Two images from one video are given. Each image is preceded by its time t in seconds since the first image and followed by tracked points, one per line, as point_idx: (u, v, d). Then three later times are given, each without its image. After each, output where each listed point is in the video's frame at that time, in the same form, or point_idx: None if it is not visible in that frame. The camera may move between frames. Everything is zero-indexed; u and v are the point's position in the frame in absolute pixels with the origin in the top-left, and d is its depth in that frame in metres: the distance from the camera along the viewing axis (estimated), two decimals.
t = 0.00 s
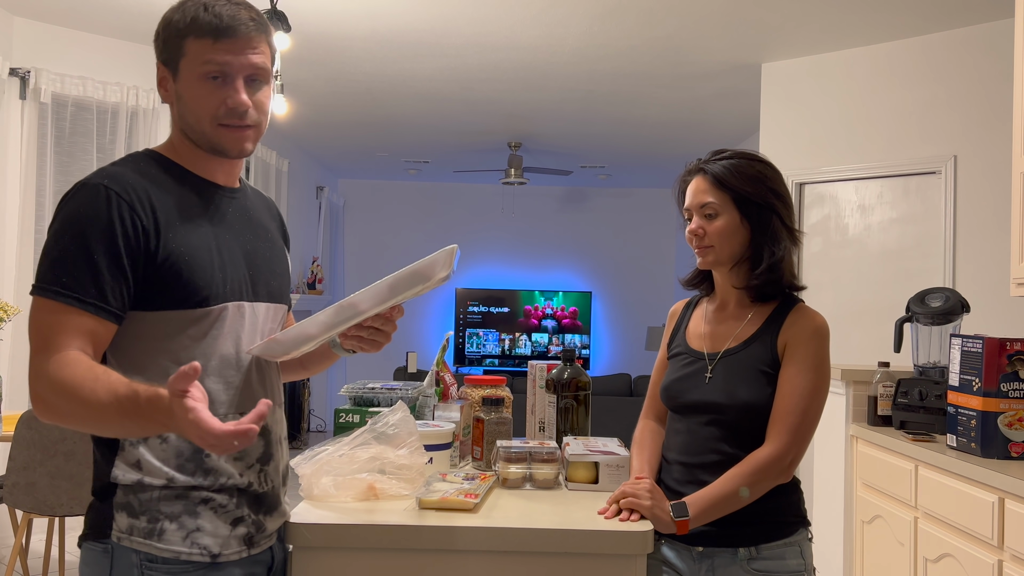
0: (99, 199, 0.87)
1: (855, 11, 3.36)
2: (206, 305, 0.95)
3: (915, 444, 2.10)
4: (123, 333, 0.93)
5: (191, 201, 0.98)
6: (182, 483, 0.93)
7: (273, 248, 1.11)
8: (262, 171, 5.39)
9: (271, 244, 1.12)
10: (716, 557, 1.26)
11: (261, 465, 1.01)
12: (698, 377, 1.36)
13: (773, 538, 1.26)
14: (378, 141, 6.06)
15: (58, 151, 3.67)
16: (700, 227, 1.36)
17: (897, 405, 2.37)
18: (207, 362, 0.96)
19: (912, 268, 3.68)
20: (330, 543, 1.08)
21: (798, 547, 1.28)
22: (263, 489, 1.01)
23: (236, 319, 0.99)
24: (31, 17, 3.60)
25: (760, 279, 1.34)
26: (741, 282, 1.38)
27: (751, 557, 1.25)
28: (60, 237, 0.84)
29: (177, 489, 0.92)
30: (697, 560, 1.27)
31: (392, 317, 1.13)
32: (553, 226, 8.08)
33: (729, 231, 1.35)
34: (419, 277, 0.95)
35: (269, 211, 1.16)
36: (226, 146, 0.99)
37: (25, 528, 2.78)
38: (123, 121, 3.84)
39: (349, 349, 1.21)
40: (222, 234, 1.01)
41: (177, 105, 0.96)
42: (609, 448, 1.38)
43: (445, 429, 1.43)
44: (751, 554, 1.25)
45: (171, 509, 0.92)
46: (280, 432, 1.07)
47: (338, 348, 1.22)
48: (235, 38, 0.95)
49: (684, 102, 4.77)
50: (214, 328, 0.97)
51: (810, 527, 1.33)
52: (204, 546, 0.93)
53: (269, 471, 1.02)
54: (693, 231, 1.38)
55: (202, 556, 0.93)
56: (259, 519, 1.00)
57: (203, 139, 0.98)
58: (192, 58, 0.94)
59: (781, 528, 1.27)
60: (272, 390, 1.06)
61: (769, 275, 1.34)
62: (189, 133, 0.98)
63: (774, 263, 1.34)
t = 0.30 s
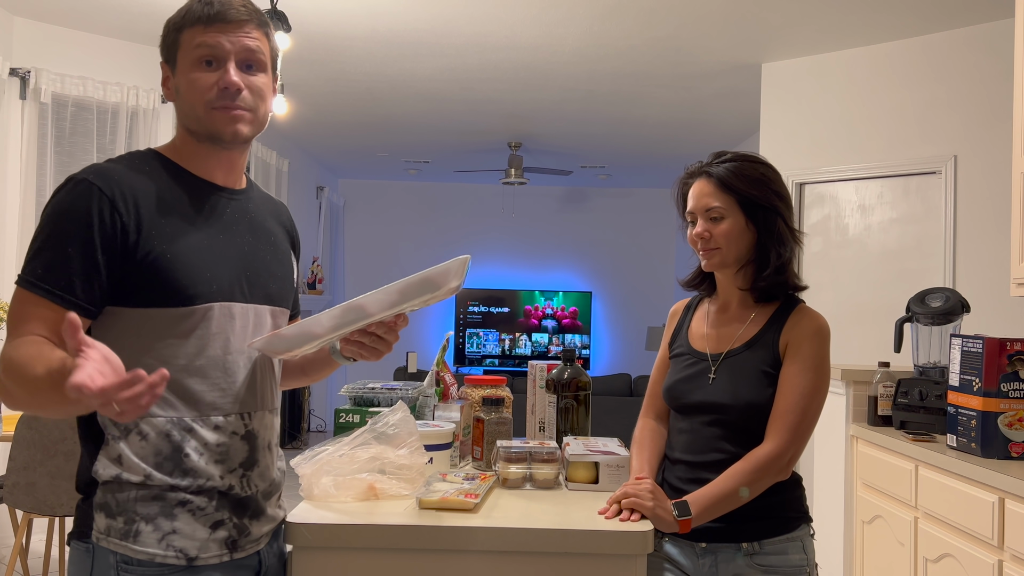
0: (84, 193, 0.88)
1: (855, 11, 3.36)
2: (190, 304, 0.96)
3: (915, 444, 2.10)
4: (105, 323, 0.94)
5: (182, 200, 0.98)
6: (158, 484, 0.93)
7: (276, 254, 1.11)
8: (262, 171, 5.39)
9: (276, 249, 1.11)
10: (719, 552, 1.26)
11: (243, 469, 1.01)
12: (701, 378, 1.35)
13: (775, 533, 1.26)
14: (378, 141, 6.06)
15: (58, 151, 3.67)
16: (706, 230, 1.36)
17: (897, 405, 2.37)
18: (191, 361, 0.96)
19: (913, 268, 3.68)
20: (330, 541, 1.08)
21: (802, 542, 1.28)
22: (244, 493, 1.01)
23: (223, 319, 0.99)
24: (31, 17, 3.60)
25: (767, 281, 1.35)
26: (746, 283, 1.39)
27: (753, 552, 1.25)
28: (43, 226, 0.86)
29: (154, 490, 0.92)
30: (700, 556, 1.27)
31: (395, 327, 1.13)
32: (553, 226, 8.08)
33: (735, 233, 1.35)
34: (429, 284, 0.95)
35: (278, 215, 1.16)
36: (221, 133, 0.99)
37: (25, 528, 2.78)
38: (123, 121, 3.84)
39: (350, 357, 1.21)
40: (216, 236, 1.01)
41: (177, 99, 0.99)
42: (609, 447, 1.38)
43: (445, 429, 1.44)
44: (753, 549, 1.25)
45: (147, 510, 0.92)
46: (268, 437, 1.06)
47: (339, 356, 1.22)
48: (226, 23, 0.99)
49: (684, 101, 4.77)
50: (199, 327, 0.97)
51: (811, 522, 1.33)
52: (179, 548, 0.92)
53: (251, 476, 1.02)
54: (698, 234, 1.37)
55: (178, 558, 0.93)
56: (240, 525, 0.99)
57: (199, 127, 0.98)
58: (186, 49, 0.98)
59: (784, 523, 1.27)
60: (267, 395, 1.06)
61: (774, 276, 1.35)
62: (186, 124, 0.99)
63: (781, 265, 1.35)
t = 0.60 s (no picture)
0: (79, 188, 0.89)
1: (854, 11, 3.36)
2: (184, 304, 0.95)
3: (916, 444, 2.10)
4: (98, 322, 0.93)
5: (177, 199, 0.99)
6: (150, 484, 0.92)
7: (274, 257, 1.11)
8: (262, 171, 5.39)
9: (272, 250, 1.11)
10: (721, 551, 1.26)
11: (237, 471, 1.01)
12: (704, 377, 1.35)
13: (777, 531, 1.26)
14: (378, 141, 6.06)
15: (58, 150, 3.67)
16: (709, 231, 1.35)
17: (896, 405, 2.37)
18: (186, 360, 0.96)
19: (912, 268, 3.68)
20: (330, 540, 1.08)
21: (803, 540, 1.28)
22: (238, 495, 1.01)
23: (218, 319, 0.99)
24: (31, 17, 3.60)
25: (771, 281, 1.35)
26: (749, 283, 1.39)
27: (756, 550, 1.25)
28: (40, 222, 0.86)
29: (146, 492, 0.93)
30: (702, 555, 1.27)
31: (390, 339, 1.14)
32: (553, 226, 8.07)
33: (737, 235, 1.35)
34: (444, 302, 1.00)
35: (277, 219, 1.17)
36: (222, 147, 0.99)
37: (25, 528, 2.78)
38: (123, 121, 3.84)
39: (342, 365, 1.20)
40: (212, 238, 1.01)
41: (183, 103, 0.99)
42: (609, 447, 1.38)
43: (445, 429, 1.43)
44: (755, 547, 1.25)
45: (140, 512, 0.92)
46: (263, 438, 1.06)
47: (332, 363, 1.22)
48: (240, 38, 0.97)
49: (684, 101, 4.76)
50: (194, 327, 0.97)
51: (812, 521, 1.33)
52: (172, 551, 0.93)
53: (246, 478, 1.02)
54: (700, 235, 1.37)
55: (171, 561, 0.93)
56: (234, 527, 1.00)
57: (201, 137, 0.99)
58: (201, 59, 0.97)
59: (785, 521, 1.27)
60: (263, 397, 1.06)
61: (778, 277, 1.35)
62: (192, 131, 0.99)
63: (784, 266, 1.35)
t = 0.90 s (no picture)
0: (90, 195, 0.88)
1: (854, 11, 3.35)
2: (188, 313, 0.96)
3: (916, 444, 2.10)
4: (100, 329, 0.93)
5: (182, 205, 0.99)
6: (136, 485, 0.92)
7: (268, 258, 1.12)
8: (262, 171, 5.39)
9: (266, 254, 1.12)
10: (722, 551, 1.26)
11: (220, 474, 1.01)
12: (704, 376, 1.35)
13: (778, 530, 1.26)
14: (378, 141, 6.06)
15: (58, 150, 3.67)
16: (712, 231, 1.35)
17: (896, 405, 2.37)
18: (180, 368, 0.96)
19: (912, 268, 3.68)
20: (332, 539, 1.08)
21: (803, 539, 1.28)
22: (222, 492, 1.02)
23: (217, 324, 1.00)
24: (31, 17, 3.60)
25: (773, 281, 1.35)
26: (751, 284, 1.39)
27: (757, 550, 1.25)
28: (46, 227, 0.84)
29: (130, 487, 0.93)
30: (703, 555, 1.27)
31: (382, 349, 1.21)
32: (553, 226, 8.07)
33: (740, 235, 1.35)
34: (437, 326, 1.08)
35: (272, 217, 1.18)
36: (249, 161, 1.00)
37: (25, 528, 2.78)
38: (124, 121, 3.84)
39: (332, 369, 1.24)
40: (214, 243, 1.02)
41: (208, 108, 0.97)
42: (609, 447, 1.38)
43: (445, 429, 1.43)
44: (756, 547, 1.25)
45: (124, 505, 0.92)
46: (247, 440, 1.07)
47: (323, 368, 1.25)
48: (284, 59, 0.97)
49: (684, 101, 4.76)
50: (193, 334, 0.97)
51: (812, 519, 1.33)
52: (155, 543, 0.93)
53: (229, 477, 1.03)
54: (704, 235, 1.37)
55: (153, 552, 0.94)
56: (216, 522, 1.01)
57: (227, 148, 0.99)
58: (234, 70, 0.95)
59: (786, 520, 1.27)
60: (254, 395, 1.06)
61: (780, 277, 1.35)
62: (214, 139, 0.98)
63: (787, 266, 1.35)
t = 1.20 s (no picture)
0: (90, 199, 0.87)
1: (854, 11, 3.35)
2: (188, 312, 0.96)
3: (916, 444, 2.10)
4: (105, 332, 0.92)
5: (177, 205, 0.98)
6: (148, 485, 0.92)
7: (259, 254, 1.12)
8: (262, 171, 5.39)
9: (260, 252, 1.12)
10: (720, 553, 1.26)
11: (230, 472, 1.02)
12: (704, 376, 1.35)
13: (776, 532, 1.26)
14: (378, 141, 6.06)
15: (58, 150, 3.67)
16: (712, 232, 1.35)
17: (897, 405, 2.37)
18: (184, 368, 0.96)
19: (912, 268, 3.68)
20: (330, 540, 1.07)
21: (802, 542, 1.28)
22: (232, 490, 1.02)
23: (218, 324, 1.00)
24: (31, 17, 3.60)
25: (774, 281, 1.35)
26: (752, 284, 1.38)
27: (755, 552, 1.25)
28: (44, 235, 0.84)
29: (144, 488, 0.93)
30: (701, 557, 1.27)
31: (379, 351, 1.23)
32: (552, 226, 8.07)
33: (741, 235, 1.34)
34: (437, 330, 1.10)
35: (261, 214, 1.18)
36: (246, 158, 1.00)
37: (24, 529, 2.78)
38: (123, 120, 3.84)
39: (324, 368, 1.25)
40: (209, 241, 1.02)
41: (202, 107, 0.97)
42: (609, 447, 1.37)
43: (445, 429, 1.43)
44: (755, 549, 1.25)
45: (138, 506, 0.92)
46: (254, 437, 1.07)
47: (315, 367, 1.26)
48: (278, 58, 0.97)
49: (684, 101, 4.76)
50: (194, 334, 0.97)
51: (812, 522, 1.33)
52: (171, 542, 0.94)
53: (239, 475, 1.03)
54: (704, 236, 1.36)
55: (169, 552, 0.94)
56: (229, 520, 1.01)
57: (224, 146, 0.98)
58: (232, 69, 0.95)
59: (785, 523, 1.27)
60: (254, 395, 1.06)
61: (782, 277, 1.35)
62: (210, 138, 0.98)
63: (788, 266, 1.35)
